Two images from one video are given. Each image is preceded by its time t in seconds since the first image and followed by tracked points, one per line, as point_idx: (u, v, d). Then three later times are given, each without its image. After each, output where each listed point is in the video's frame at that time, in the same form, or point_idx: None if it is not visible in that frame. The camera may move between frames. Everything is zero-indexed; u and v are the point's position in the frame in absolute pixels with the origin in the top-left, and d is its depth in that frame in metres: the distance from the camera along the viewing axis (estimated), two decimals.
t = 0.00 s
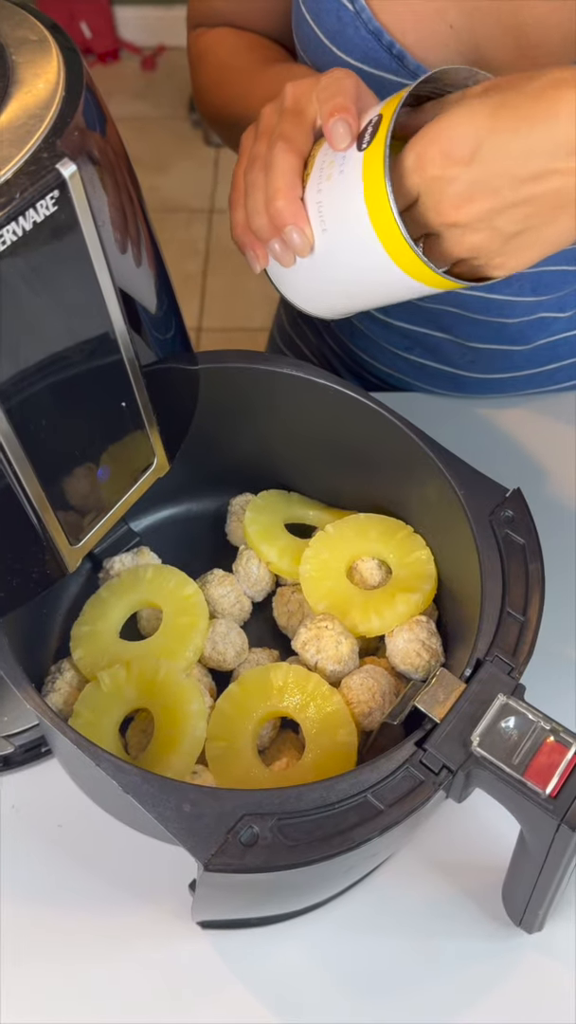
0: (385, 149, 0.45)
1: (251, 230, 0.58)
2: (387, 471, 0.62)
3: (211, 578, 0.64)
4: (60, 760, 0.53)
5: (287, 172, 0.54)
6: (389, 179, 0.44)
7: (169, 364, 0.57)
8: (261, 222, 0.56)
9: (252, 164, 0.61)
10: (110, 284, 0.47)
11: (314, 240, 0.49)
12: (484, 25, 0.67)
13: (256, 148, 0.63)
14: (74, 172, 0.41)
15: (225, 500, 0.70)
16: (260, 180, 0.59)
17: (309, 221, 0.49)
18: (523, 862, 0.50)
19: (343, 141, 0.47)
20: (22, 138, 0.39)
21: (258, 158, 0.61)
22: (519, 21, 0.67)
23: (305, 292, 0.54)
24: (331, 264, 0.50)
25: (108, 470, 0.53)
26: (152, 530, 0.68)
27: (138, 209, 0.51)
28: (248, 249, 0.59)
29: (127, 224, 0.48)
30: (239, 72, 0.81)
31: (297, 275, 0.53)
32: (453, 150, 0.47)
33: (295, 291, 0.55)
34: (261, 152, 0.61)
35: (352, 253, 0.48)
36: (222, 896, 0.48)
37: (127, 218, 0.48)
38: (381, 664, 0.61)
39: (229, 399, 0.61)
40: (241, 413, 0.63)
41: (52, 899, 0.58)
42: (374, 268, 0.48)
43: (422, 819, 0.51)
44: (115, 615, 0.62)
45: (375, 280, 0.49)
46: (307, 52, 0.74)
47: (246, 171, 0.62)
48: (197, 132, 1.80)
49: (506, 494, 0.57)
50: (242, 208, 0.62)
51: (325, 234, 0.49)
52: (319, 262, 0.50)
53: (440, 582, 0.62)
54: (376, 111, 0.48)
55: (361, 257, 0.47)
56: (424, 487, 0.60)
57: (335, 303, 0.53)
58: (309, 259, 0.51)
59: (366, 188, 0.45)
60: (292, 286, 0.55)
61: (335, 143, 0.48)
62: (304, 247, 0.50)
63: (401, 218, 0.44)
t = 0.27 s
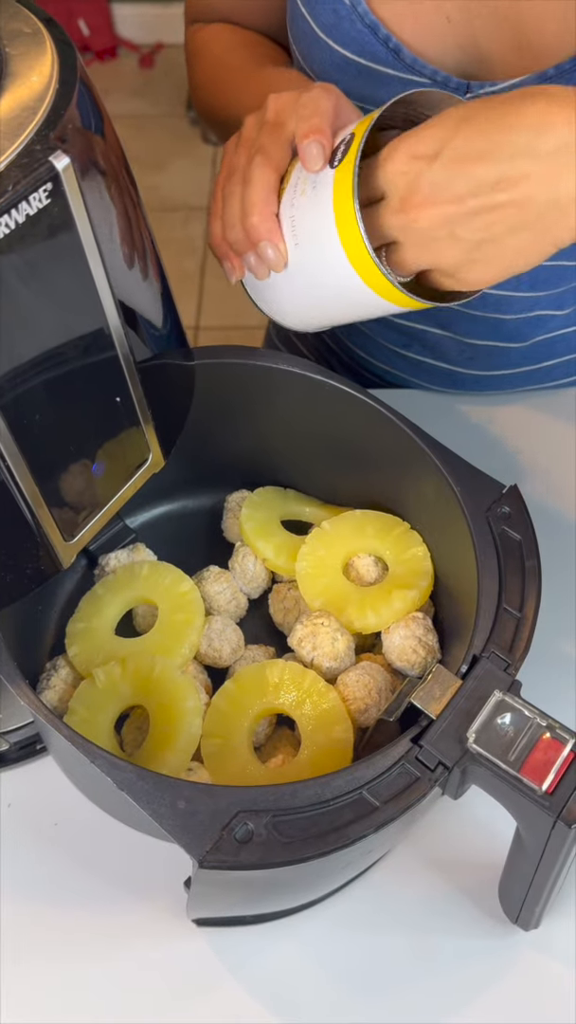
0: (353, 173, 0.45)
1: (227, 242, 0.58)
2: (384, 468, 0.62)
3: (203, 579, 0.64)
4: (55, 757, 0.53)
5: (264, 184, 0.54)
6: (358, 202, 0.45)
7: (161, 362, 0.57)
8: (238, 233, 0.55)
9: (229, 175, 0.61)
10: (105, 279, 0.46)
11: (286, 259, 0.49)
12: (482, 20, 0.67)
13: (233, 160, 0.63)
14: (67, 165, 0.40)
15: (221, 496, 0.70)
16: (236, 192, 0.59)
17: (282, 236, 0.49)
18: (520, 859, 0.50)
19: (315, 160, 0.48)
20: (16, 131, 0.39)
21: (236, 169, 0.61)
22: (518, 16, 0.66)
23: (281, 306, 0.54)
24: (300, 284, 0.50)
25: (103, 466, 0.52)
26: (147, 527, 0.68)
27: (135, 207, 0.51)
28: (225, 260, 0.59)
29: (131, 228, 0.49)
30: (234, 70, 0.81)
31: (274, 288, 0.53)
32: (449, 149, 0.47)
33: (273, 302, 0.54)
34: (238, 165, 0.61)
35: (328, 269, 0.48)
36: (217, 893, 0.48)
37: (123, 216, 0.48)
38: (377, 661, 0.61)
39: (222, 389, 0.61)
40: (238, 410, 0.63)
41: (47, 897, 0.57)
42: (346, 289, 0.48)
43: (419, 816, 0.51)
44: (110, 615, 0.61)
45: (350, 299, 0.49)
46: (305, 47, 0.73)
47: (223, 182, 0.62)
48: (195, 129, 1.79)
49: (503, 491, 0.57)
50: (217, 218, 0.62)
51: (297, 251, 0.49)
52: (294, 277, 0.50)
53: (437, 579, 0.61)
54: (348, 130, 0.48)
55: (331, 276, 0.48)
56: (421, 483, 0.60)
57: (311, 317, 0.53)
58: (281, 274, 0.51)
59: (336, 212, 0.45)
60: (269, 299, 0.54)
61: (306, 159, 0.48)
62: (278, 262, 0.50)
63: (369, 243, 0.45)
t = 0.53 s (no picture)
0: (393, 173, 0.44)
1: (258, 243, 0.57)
2: (384, 467, 0.62)
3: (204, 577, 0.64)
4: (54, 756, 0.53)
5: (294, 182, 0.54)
6: (399, 202, 0.44)
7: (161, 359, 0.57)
8: (271, 236, 0.55)
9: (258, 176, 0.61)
10: (104, 277, 0.46)
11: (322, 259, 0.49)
12: (482, 18, 0.67)
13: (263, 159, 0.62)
14: (66, 161, 0.40)
15: (221, 495, 0.70)
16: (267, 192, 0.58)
17: (318, 238, 0.49)
18: (520, 858, 0.50)
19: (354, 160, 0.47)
20: (14, 128, 0.39)
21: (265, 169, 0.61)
22: (518, 15, 0.66)
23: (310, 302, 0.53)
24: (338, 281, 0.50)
25: (102, 464, 0.52)
26: (147, 525, 0.68)
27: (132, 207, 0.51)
28: (255, 261, 0.58)
29: (122, 230, 0.48)
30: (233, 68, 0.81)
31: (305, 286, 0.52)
32: (454, 153, 0.47)
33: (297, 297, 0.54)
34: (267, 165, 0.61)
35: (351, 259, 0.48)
36: (216, 893, 0.48)
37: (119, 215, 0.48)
38: (377, 660, 0.61)
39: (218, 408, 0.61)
40: (238, 408, 0.63)
41: (46, 895, 0.57)
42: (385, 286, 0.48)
43: (418, 815, 0.51)
44: (110, 611, 0.61)
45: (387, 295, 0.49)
46: (304, 46, 0.73)
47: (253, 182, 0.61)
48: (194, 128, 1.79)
49: (502, 490, 0.57)
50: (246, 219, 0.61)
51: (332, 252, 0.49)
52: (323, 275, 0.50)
53: (437, 578, 0.61)
54: (385, 131, 0.48)
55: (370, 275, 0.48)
56: (421, 481, 0.60)
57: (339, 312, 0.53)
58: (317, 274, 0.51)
59: (375, 214, 0.45)
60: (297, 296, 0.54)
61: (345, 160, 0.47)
62: (313, 263, 0.50)
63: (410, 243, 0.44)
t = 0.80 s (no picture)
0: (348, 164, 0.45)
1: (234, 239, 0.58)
2: (382, 466, 0.62)
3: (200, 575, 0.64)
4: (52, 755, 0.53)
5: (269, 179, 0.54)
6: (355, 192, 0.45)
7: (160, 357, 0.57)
8: (243, 230, 0.55)
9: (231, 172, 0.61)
10: (101, 276, 0.46)
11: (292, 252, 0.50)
12: (477, 19, 0.67)
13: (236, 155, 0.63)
14: (63, 160, 0.40)
15: (219, 494, 0.70)
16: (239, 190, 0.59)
17: (286, 229, 0.49)
18: (516, 857, 0.50)
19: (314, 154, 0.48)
20: (12, 128, 0.39)
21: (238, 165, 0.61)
22: (516, 14, 0.66)
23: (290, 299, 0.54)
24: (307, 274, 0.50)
25: (100, 463, 0.52)
26: (145, 524, 0.68)
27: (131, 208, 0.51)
28: (232, 255, 0.59)
29: (123, 226, 0.49)
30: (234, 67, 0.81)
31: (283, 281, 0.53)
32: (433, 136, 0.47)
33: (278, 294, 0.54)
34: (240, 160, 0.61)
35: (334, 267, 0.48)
36: (213, 891, 0.48)
37: (119, 216, 0.48)
38: (374, 659, 0.61)
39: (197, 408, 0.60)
40: (235, 407, 0.63)
41: (44, 894, 0.57)
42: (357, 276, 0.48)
43: (414, 813, 0.51)
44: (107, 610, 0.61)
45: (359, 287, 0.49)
46: (302, 46, 0.73)
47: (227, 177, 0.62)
48: (194, 128, 1.79)
49: (499, 489, 0.57)
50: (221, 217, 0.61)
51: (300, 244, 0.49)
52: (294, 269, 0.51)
53: (434, 577, 0.61)
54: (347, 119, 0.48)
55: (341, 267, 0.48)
56: (418, 481, 0.60)
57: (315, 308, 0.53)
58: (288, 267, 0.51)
59: (335, 204, 0.45)
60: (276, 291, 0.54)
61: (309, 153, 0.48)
62: (284, 255, 0.50)
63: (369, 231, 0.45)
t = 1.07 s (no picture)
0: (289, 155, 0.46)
1: (204, 231, 0.59)
2: (383, 465, 0.62)
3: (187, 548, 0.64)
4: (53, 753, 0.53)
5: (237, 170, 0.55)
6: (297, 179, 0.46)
7: (161, 356, 0.57)
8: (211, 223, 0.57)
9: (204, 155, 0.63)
10: (102, 275, 0.46)
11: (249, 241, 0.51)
12: (477, 17, 0.67)
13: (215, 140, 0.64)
14: (64, 159, 0.40)
15: (220, 493, 0.70)
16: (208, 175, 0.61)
17: (245, 220, 0.51)
18: (517, 856, 0.50)
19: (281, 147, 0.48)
20: (14, 126, 0.39)
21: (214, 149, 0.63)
22: (518, 13, 0.66)
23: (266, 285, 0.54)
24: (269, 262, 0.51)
25: (101, 462, 0.52)
26: (145, 524, 0.68)
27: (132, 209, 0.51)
28: (203, 249, 0.61)
29: (134, 226, 0.51)
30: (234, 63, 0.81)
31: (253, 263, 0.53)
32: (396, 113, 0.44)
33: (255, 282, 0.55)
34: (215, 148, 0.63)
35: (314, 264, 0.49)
36: (214, 890, 0.48)
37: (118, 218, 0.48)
38: (375, 658, 0.61)
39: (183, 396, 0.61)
40: (233, 404, 0.63)
41: (45, 893, 0.57)
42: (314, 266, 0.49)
43: (415, 813, 0.51)
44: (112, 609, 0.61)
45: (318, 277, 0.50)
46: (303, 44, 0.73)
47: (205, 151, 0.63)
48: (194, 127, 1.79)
49: (500, 488, 0.57)
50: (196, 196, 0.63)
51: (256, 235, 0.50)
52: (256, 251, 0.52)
53: (435, 576, 0.61)
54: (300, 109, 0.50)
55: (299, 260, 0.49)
56: (419, 481, 0.60)
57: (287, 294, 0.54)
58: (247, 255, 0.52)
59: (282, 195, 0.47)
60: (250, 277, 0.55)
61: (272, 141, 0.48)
62: (245, 246, 0.52)
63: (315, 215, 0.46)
